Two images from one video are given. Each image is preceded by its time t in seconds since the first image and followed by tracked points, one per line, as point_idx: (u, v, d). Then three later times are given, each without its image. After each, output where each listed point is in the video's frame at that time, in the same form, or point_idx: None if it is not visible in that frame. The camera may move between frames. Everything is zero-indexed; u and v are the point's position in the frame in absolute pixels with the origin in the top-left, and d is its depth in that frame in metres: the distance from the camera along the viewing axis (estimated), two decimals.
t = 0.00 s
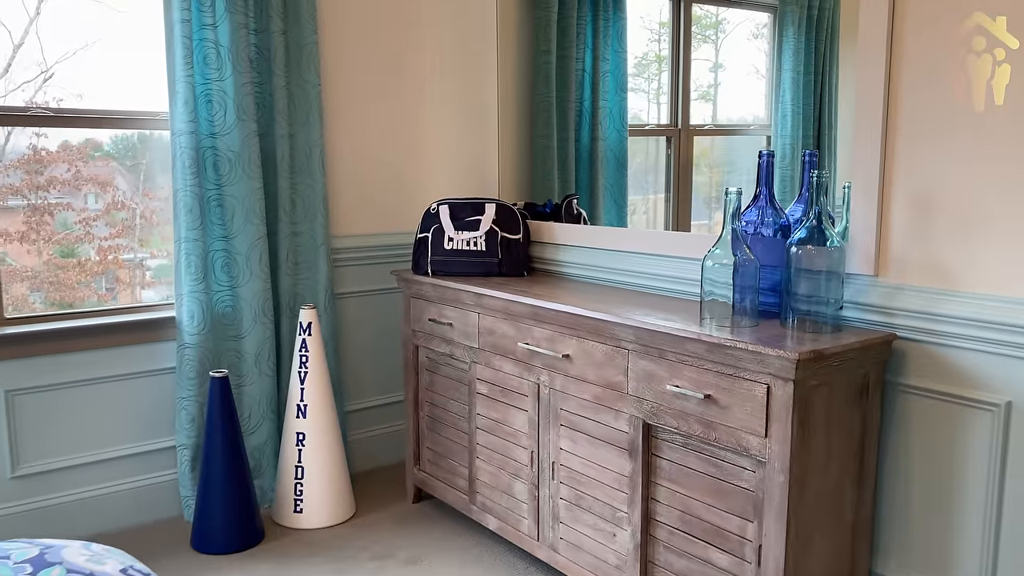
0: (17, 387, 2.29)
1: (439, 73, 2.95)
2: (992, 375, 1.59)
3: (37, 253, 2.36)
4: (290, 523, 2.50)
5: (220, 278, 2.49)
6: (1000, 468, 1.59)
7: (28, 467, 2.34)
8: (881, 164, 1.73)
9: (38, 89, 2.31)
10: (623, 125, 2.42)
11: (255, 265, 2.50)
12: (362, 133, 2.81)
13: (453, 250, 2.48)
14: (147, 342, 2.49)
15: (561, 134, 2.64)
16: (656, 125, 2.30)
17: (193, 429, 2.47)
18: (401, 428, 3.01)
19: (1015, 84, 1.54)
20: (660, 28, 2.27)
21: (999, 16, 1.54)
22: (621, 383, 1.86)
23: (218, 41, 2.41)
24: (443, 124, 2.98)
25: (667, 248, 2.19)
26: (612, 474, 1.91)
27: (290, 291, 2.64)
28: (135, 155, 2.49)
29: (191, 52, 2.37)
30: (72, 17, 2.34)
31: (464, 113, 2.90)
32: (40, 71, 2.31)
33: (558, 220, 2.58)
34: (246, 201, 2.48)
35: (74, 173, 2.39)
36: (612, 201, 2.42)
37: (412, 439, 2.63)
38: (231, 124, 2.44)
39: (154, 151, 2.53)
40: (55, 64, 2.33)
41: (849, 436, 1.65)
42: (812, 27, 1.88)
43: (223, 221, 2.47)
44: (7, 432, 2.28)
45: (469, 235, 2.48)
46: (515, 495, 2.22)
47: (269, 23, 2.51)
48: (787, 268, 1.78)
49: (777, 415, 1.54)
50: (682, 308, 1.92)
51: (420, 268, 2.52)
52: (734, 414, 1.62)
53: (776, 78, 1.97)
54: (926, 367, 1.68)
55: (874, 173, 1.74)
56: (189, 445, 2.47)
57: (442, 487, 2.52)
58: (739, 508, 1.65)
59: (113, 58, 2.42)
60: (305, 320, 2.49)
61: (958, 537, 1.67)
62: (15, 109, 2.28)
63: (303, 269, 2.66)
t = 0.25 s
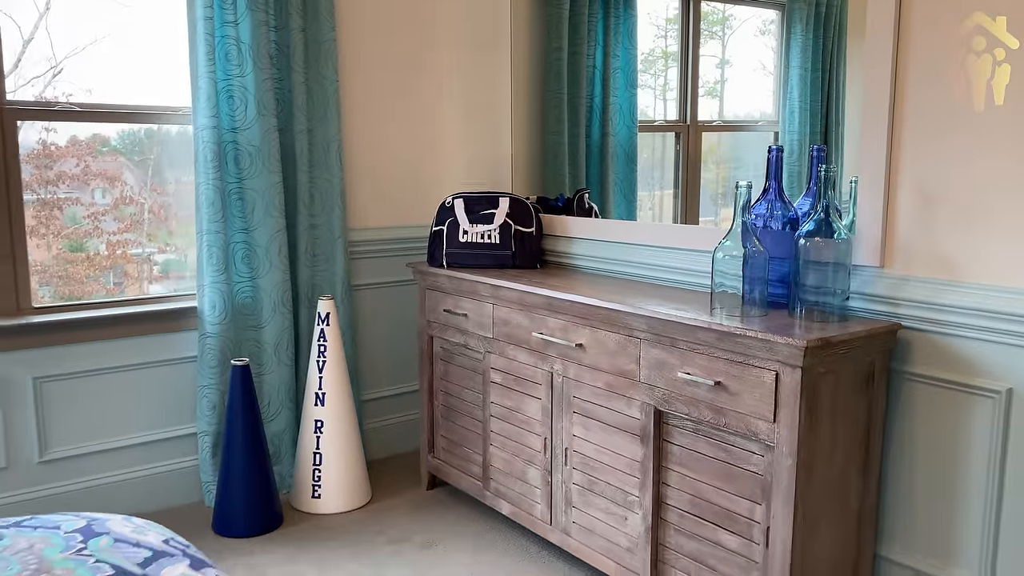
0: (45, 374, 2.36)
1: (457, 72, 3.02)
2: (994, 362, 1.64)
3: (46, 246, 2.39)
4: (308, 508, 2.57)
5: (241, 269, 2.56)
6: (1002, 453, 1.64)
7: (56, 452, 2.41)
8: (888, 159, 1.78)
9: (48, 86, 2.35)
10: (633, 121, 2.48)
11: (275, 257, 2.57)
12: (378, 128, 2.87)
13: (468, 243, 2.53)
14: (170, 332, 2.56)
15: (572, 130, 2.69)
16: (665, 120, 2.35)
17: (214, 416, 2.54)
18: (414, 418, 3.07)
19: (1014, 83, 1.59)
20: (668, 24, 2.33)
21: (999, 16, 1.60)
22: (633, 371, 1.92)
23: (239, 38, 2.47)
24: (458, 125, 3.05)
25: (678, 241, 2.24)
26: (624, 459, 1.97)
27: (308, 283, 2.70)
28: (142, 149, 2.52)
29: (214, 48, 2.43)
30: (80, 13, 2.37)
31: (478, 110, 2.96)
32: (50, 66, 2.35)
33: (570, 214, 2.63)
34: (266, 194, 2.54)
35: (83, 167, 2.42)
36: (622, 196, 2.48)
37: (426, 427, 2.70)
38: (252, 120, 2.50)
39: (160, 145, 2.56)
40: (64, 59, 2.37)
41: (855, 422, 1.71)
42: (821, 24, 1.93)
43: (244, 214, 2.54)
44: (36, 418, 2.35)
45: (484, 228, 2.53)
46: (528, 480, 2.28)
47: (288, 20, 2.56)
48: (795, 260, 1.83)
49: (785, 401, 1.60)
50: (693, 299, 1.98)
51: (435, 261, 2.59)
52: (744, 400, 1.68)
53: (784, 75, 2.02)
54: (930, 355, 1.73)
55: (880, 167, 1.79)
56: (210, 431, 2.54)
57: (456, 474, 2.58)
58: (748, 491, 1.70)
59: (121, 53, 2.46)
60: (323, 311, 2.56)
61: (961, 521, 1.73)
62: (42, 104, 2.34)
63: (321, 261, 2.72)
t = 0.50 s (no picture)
0: (83, 355, 2.45)
1: (483, 60, 3.06)
2: (1010, 345, 1.69)
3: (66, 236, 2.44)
4: (335, 487, 2.64)
5: (271, 255, 2.63)
6: (1017, 433, 1.69)
7: (95, 429, 2.49)
8: (905, 149, 1.83)
9: (87, 75, 2.42)
10: (654, 112, 2.53)
11: (304, 243, 2.63)
12: (404, 118, 2.93)
13: (492, 229, 2.59)
14: (202, 315, 2.63)
15: (592, 122, 2.75)
16: (686, 112, 2.41)
17: (245, 397, 2.62)
18: (437, 402, 3.13)
19: (1013, 82, 1.66)
20: (682, 17, 2.40)
21: (999, 16, 1.66)
22: (655, 353, 1.97)
23: (270, 29, 2.52)
24: (484, 112, 3.09)
25: (698, 227, 2.28)
26: (645, 439, 2.03)
27: (335, 268, 2.77)
28: (158, 141, 2.56)
29: (245, 39, 2.49)
30: (98, 5, 2.41)
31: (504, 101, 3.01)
32: (70, 58, 2.39)
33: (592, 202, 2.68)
34: (296, 181, 2.60)
35: (101, 159, 2.47)
36: (641, 186, 2.55)
37: (450, 410, 2.76)
38: (282, 108, 2.56)
39: (176, 137, 2.60)
40: (83, 51, 2.41)
41: (872, 402, 1.76)
42: (839, 17, 1.98)
43: (274, 201, 2.60)
44: (74, 396, 2.44)
45: (507, 215, 2.59)
46: (551, 461, 2.34)
47: (318, 11, 2.62)
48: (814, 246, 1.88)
49: (805, 380, 1.65)
50: (714, 284, 2.03)
51: (460, 248, 2.65)
52: (764, 380, 1.73)
53: (801, 66, 2.07)
54: (947, 338, 1.78)
55: (899, 155, 1.83)
56: (241, 412, 2.61)
57: (479, 455, 2.65)
58: (767, 468, 1.76)
59: (136, 44, 2.49)
60: (350, 296, 2.62)
61: (976, 499, 1.78)
62: (80, 93, 2.42)
63: (347, 247, 2.79)
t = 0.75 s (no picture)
0: (135, 333, 2.53)
1: (524, 47, 3.10)
2: None
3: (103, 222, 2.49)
4: (376, 464, 2.71)
5: (315, 238, 2.69)
6: None
7: (147, 405, 2.58)
8: (948, 135, 1.83)
9: (139, 65, 2.51)
10: (689, 99, 2.58)
11: (348, 226, 2.69)
12: (444, 103, 2.97)
13: (531, 214, 2.64)
14: (249, 296, 2.71)
15: (629, 111, 2.81)
16: (722, 100, 2.46)
17: (291, 376, 2.69)
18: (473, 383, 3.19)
19: (1013, 82, 1.72)
20: (714, 6, 2.46)
21: (999, 16, 1.73)
22: (694, 335, 2.01)
23: (315, 15, 2.57)
24: (522, 97, 3.12)
25: (737, 211, 2.31)
26: (684, 420, 2.06)
27: (377, 251, 2.83)
28: (190, 130, 2.60)
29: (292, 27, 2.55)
30: None
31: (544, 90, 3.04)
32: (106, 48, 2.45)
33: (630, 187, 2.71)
34: (340, 166, 2.66)
35: (137, 147, 2.52)
36: (678, 172, 2.58)
37: (487, 392, 2.82)
38: (327, 94, 2.61)
39: (209, 126, 2.64)
40: (118, 41, 2.47)
41: (912, 384, 1.78)
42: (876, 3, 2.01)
43: (319, 185, 2.66)
44: (127, 373, 2.53)
45: (546, 200, 2.63)
46: (588, 441, 2.38)
47: None
48: (855, 231, 1.91)
49: (846, 361, 1.67)
50: (753, 267, 2.06)
51: (499, 232, 2.69)
52: (804, 361, 1.76)
53: (839, 53, 2.10)
54: (987, 322, 1.79)
55: (940, 138, 1.84)
56: (286, 390, 2.69)
57: (516, 435, 2.70)
58: (805, 448, 1.79)
59: (170, 33, 2.54)
60: (391, 278, 2.68)
61: (1015, 481, 1.79)
62: (132, 79, 2.50)
63: (389, 231, 2.85)
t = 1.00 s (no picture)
0: (211, 314, 2.62)
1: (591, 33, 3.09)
2: None
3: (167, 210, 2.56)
4: (439, 446, 2.76)
5: (383, 224, 2.74)
6: None
7: (221, 383, 2.67)
8: None
9: (215, 54, 2.58)
10: (756, 85, 2.57)
11: (414, 212, 2.73)
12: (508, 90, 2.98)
13: (596, 201, 2.64)
14: (319, 280, 2.77)
15: (694, 97, 2.82)
16: (789, 87, 2.45)
17: (358, 358, 2.75)
18: (534, 370, 3.21)
19: (1013, 81, 1.83)
20: None
21: (999, 17, 1.85)
22: (764, 323, 2.00)
23: (386, 4, 2.61)
24: (586, 85, 3.11)
25: (807, 199, 2.28)
26: (752, 409, 2.06)
27: (442, 237, 2.86)
28: (250, 120, 2.65)
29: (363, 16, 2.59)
30: None
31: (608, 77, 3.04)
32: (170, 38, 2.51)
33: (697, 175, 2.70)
34: (408, 153, 2.70)
35: (199, 136, 2.58)
36: (744, 160, 2.58)
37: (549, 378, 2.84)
38: (396, 83, 2.65)
39: (268, 116, 2.68)
40: (183, 30, 2.52)
41: (990, 376, 1.74)
42: None
43: (387, 172, 2.71)
44: (203, 352, 2.62)
45: (611, 187, 2.63)
46: (651, 428, 2.38)
47: None
48: (934, 220, 1.86)
49: (922, 351, 1.65)
50: (824, 255, 2.04)
51: (563, 219, 2.71)
52: (878, 350, 1.74)
53: (912, 41, 2.05)
54: None
55: None
56: (353, 371, 2.75)
57: (577, 421, 2.71)
58: (877, 438, 1.77)
59: (244, 24, 2.61)
60: (456, 264, 2.72)
61: None
62: (209, 67, 2.58)
63: (454, 217, 2.88)
